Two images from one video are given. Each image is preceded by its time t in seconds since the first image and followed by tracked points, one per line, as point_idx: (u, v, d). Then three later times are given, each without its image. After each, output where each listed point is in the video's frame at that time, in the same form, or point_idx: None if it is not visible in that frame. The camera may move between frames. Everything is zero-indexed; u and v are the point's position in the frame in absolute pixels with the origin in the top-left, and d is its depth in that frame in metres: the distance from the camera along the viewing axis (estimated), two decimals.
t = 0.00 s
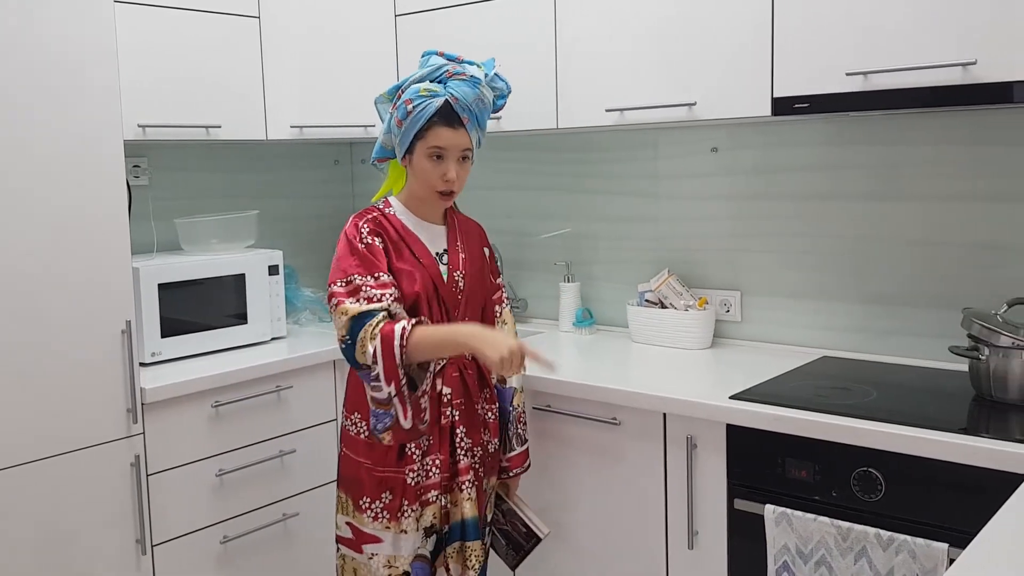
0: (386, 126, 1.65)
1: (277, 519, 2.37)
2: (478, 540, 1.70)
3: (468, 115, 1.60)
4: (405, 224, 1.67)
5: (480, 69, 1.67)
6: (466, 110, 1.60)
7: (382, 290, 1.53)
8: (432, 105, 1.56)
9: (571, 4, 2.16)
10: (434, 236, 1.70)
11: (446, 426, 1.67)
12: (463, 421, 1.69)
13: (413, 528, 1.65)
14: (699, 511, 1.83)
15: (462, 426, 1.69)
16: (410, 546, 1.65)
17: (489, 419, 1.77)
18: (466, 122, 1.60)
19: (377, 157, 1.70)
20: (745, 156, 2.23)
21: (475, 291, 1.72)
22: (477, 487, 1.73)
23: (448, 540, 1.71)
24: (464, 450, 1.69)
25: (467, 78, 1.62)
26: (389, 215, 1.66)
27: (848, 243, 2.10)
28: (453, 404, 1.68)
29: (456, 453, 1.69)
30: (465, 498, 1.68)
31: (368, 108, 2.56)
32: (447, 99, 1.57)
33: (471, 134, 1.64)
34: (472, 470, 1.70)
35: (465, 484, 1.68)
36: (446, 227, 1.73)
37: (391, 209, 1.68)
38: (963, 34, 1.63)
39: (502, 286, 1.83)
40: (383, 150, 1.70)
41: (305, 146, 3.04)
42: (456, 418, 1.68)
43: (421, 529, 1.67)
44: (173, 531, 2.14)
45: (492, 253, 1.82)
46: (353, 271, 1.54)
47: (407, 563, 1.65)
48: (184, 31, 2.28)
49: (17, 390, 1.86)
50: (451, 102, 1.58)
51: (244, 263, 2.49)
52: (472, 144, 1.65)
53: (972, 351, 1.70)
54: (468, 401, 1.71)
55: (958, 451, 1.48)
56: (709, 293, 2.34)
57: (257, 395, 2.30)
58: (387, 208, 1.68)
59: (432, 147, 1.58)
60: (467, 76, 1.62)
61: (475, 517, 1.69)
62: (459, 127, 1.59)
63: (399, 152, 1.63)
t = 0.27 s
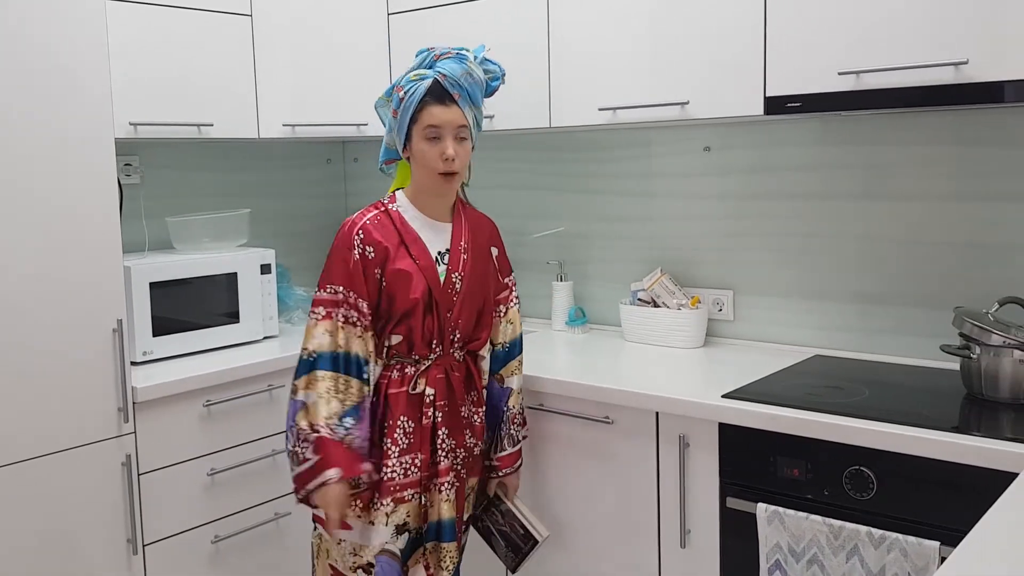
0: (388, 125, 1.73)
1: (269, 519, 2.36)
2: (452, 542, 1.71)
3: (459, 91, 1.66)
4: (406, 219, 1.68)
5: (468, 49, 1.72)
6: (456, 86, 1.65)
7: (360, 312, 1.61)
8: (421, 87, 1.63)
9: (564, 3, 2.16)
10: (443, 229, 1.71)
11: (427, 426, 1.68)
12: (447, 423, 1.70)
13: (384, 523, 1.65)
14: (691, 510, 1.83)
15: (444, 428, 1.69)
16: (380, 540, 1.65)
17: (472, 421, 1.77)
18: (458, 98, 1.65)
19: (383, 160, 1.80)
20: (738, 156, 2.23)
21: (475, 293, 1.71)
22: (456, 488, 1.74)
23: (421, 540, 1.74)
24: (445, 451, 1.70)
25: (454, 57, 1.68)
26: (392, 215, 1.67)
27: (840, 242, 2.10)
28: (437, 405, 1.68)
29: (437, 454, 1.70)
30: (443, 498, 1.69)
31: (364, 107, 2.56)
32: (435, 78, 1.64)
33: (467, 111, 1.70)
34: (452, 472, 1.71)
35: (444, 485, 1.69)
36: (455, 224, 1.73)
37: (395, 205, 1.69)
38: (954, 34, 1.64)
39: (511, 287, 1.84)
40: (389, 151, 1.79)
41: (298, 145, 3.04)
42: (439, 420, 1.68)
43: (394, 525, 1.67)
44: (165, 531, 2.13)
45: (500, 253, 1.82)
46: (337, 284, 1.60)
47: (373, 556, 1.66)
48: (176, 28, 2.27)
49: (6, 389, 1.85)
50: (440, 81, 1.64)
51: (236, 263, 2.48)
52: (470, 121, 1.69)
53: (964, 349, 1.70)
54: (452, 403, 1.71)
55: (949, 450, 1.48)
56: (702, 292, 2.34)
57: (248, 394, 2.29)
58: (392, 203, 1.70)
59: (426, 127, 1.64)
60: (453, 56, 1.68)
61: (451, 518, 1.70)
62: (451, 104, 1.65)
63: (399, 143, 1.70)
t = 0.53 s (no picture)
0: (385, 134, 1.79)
1: (268, 519, 2.36)
2: (425, 536, 1.71)
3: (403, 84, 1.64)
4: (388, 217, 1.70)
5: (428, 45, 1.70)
6: (400, 79, 1.63)
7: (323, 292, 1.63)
8: (375, 88, 1.67)
9: (563, 2, 2.16)
10: (411, 227, 1.69)
11: (393, 420, 1.68)
12: (418, 418, 1.70)
13: (351, 512, 1.67)
14: (690, 509, 1.83)
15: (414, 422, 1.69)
16: (346, 529, 1.67)
17: (445, 418, 1.73)
18: (402, 91, 1.63)
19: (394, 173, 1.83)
20: (737, 155, 2.23)
21: (448, 291, 1.68)
22: (430, 484, 1.73)
23: (395, 534, 1.72)
24: (416, 446, 1.69)
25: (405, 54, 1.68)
26: (373, 210, 1.71)
27: (838, 242, 2.10)
28: (408, 401, 1.68)
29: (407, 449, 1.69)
30: (413, 493, 1.69)
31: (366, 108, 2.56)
32: (383, 77, 1.66)
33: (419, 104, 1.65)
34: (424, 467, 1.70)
35: (414, 480, 1.69)
36: (430, 221, 1.70)
37: (380, 200, 1.73)
38: (952, 33, 1.64)
39: (510, 285, 1.75)
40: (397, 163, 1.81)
41: (296, 145, 3.04)
42: (408, 414, 1.68)
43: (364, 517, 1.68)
44: (164, 531, 2.13)
45: (497, 250, 1.74)
46: (303, 264, 1.64)
47: (342, 543, 1.68)
48: (174, 29, 2.27)
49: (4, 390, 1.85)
50: (386, 79, 1.65)
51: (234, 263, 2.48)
52: (422, 114, 1.64)
53: (963, 348, 1.71)
54: (423, 399, 1.70)
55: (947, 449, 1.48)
56: (701, 292, 2.34)
57: (247, 395, 2.29)
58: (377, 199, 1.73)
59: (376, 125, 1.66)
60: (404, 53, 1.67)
61: (423, 513, 1.70)
62: (392, 98, 1.64)
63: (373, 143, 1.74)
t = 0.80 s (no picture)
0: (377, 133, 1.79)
1: (268, 520, 2.36)
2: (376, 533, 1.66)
3: (362, 87, 1.62)
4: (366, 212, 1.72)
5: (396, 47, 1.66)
6: (360, 82, 1.63)
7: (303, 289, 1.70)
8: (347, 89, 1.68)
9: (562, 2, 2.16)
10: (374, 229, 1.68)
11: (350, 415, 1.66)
12: (377, 415, 1.65)
13: (323, 501, 1.68)
14: (691, 509, 1.83)
15: (367, 419, 1.65)
16: (320, 516, 1.69)
17: (405, 417, 1.66)
18: (362, 94, 1.62)
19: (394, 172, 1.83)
20: (736, 155, 2.24)
21: (406, 290, 1.62)
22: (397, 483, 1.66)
23: (360, 530, 1.68)
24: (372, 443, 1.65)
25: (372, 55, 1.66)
26: (349, 210, 1.73)
27: (838, 242, 2.10)
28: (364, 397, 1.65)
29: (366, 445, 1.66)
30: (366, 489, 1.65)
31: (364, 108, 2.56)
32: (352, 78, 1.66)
33: (377, 107, 1.62)
34: (384, 465, 1.66)
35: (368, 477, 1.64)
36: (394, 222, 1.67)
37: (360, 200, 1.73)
38: (952, 33, 1.64)
39: (478, 289, 1.64)
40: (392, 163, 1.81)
41: (296, 146, 3.04)
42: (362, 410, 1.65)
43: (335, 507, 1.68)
44: (164, 532, 2.13)
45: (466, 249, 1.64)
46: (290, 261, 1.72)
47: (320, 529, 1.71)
48: (174, 31, 2.27)
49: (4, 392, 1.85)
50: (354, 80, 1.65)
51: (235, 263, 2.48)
52: (377, 117, 1.62)
53: (962, 348, 1.71)
54: (379, 397, 1.65)
55: (946, 448, 1.48)
56: (701, 292, 2.34)
57: (248, 395, 2.29)
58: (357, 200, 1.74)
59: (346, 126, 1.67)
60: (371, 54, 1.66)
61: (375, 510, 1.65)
62: (353, 100, 1.64)
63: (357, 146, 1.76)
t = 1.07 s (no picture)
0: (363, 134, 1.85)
1: (269, 519, 2.37)
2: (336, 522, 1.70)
3: (337, 88, 1.68)
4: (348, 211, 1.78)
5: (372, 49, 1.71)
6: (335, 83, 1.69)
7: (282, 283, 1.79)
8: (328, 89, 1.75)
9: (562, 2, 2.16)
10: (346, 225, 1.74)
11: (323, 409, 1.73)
12: (342, 408, 1.70)
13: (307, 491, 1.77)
14: (691, 508, 1.83)
15: (334, 411, 1.70)
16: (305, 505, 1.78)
17: (377, 411, 1.69)
18: (336, 94, 1.68)
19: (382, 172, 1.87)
20: (737, 155, 2.24)
21: (365, 287, 1.66)
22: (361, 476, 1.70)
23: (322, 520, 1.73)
24: (336, 434, 1.70)
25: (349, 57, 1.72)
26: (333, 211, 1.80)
27: (838, 241, 2.10)
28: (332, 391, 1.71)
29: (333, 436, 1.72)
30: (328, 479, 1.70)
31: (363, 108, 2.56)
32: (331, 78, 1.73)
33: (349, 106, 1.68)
34: (348, 457, 1.70)
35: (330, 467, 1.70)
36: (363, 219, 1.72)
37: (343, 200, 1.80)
38: (952, 32, 1.64)
39: (435, 293, 1.64)
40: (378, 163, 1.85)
41: (297, 146, 3.04)
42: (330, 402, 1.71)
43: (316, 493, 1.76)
44: (165, 532, 2.13)
45: (425, 251, 1.65)
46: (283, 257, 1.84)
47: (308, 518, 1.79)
48: (174, 31, 2.27)
49: (6, 392, 1.85)
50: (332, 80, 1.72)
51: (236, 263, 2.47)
52: (348, 115, 1.67)
53: (963, 348, 1.71)
54: (345, 390, 1.71)
55: (946, 447, 1.48)
56: (702, 292, 2.34)
57: (249, 395, 2.29)
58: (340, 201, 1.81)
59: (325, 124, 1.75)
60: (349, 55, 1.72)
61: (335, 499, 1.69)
62: (329, 99, 1.70)
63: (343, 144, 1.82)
